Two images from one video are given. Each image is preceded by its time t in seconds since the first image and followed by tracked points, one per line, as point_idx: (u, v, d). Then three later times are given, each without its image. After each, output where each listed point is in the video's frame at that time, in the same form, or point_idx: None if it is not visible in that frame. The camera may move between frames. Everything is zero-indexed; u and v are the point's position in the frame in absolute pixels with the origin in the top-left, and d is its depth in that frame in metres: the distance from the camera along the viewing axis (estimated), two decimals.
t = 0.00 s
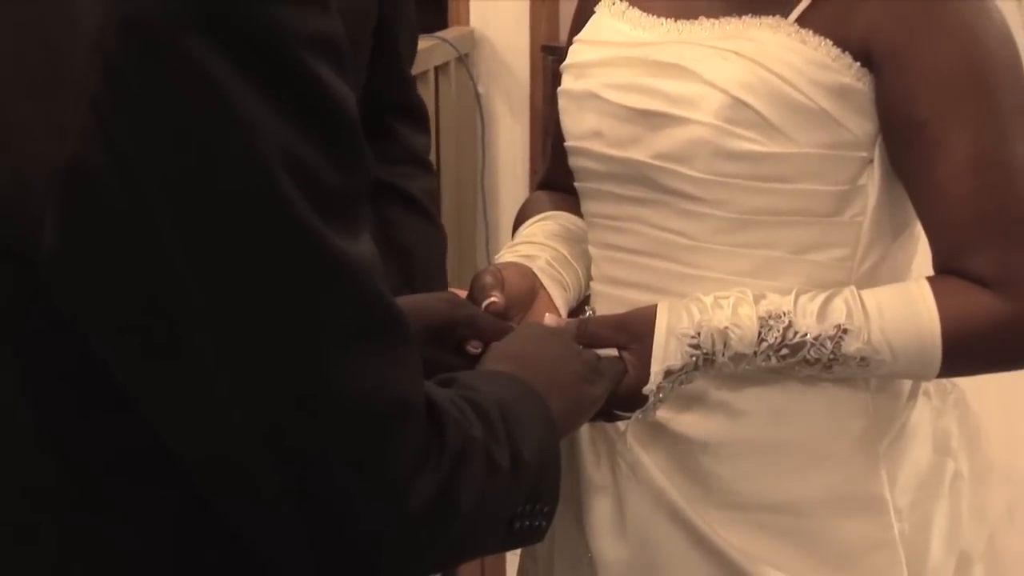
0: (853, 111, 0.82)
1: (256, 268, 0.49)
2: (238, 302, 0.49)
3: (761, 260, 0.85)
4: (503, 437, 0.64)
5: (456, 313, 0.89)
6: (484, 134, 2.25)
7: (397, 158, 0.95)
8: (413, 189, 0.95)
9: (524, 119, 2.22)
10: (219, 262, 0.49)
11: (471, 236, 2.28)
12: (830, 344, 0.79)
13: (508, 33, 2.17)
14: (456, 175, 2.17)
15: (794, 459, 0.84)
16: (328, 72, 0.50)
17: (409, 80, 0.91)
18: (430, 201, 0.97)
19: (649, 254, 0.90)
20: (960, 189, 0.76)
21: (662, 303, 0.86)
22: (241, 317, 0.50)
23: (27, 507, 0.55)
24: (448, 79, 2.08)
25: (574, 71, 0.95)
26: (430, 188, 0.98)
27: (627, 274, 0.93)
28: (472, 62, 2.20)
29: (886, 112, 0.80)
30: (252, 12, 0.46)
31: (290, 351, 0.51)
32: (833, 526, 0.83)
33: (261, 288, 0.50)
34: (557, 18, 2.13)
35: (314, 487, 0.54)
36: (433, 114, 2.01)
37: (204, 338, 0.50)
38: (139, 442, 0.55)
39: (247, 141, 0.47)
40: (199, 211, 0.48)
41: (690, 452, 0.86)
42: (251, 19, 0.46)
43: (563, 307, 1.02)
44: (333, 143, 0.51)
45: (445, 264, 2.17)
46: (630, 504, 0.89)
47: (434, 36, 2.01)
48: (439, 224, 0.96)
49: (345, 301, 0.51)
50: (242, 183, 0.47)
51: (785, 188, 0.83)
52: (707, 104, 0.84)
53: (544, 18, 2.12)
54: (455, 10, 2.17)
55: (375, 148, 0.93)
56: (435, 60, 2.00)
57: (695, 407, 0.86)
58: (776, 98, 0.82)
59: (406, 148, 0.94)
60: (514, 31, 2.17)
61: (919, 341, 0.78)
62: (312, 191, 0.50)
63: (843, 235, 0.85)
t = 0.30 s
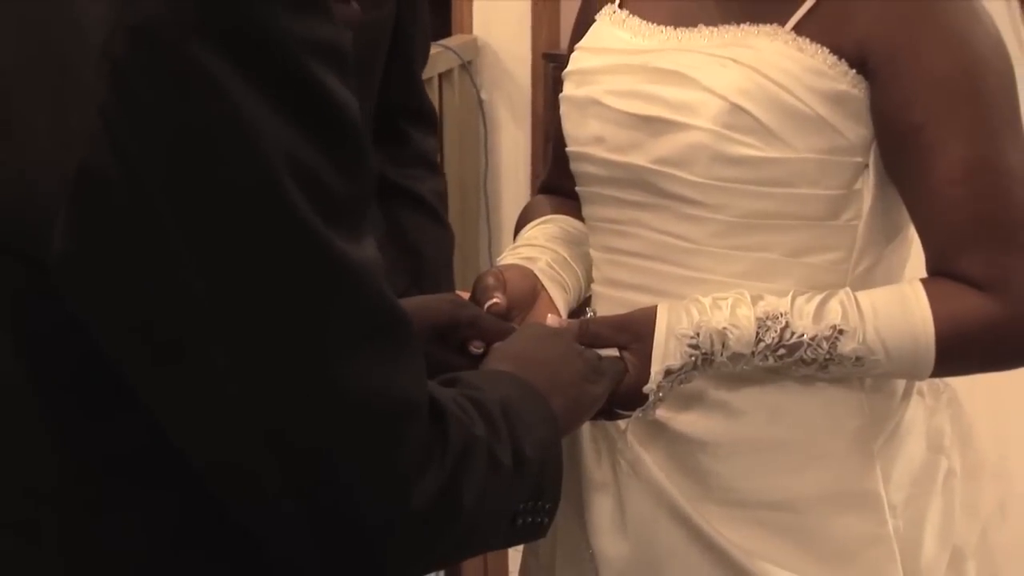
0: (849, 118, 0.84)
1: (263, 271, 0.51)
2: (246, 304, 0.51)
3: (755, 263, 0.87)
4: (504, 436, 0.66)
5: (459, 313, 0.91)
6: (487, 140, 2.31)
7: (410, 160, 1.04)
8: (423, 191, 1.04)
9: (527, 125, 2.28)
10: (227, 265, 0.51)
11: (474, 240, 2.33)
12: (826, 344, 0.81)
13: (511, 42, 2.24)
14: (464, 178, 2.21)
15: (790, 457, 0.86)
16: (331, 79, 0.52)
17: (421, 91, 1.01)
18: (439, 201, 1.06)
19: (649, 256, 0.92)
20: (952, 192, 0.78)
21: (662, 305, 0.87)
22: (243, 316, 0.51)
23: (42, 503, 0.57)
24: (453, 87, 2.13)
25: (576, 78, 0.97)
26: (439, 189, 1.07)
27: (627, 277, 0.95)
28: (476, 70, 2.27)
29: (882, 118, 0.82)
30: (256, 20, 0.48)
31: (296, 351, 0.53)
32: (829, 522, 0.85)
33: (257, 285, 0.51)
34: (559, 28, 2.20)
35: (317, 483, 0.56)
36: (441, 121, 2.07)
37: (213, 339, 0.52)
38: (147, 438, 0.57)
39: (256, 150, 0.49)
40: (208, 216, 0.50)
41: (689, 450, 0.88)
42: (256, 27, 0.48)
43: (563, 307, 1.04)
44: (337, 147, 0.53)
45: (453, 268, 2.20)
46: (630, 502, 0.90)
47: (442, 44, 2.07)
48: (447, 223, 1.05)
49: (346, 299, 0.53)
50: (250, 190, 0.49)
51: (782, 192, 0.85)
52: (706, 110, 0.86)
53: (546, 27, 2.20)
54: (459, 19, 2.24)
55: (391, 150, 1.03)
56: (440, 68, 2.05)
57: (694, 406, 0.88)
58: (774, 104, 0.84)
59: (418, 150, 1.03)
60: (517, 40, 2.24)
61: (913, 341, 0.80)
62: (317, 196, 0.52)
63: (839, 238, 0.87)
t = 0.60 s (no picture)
0: (844, 128, 0.85)
1: (272, 275, 0.53)
2: (256, 307, 0.53)
3: (753, 270, 0.89)
4: (507, 439, 0.68)
5: (462, 318, 0.93)
6: (492, 148, 2.44)
7: (421, 163, 1.12)
8: (432, 192, 1.11)
9: (529, 135, 2.42)
10: (238, 270, 0.53)
11: (480, 246, 2.47)
12: (821, 350, 0.83)
13: (515, 54, 2.38)
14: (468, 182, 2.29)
15: (786, 460, 0.87)
16: (339, 90, 0.54)
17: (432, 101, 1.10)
18: (444, 202, 1.13)
19: (648, 263, 0.94)
20: (944, 202, 0.80)
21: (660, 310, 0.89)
22: (253, 318, 0.54)
23: (50, 500, 0.58)
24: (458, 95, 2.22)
25: (578, 89, 1.00)
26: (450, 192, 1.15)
27: (627, 283, 0.97)
28: (481, 81, 2.41)
29: (876, 129, 0.84)
30: (263, 31, 0.50)
31: (303, 352, 0.55)
32: (825, 523, 0.87)
33: (267, 288, 0.53)
34: (560, 39, 2.34)
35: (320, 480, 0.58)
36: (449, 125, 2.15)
37: (223, 342, 0.54)
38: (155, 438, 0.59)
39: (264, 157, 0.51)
40: (219, 223, 0.52)
41: (688, 453, 0.90)
42: (264, 38, 0.50)
43: (564, 312, 1.06)
44: (344, 157, 0.55)
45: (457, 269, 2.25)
46: (630, 503, 0.92)
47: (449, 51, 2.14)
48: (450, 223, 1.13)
49: (350, 301, 0.55)
50: (260, 196, 0.51)
51: (778, 201, 0.87)
52: (705, 120, 0.88)
53: (549, 39, 2.33)
54: (465, 31, 2.36)
55: (403, 153, 1.11)
56: (447, 76, 2.13)
57: (692, 410, 0.90)
58: (771, 115, 0.86)
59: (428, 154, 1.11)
60: (521, 53, 2.38)
61: (906, 347, 0.82)
62: (324, 203, 0.54)
63: (835, 246, 0.89)
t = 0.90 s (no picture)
0: (844, 135, 0.87)
1: (284, 279, 0.55)
2: (269, 310, 0.55)
3: (756, 274, 0.91)
4: (514, 440, 0.71)
5: (469, 320, 0.95)
6: (498, 155, 2.49)
7: (430, 168, 1.14)
8: (438, 197, 1.14)
9: (535, 142, 2.47)
10: (252, 274, 0.54)
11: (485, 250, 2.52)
12: (821, 353, 0.85)
13: (521, 63, 2.43)
14: (476, 189, 2.35)
15: (787, 461, 0.89)
16: (350, 97, 0.56)
17: (441, 108, 1.12)
18: (450, 206, 1.16)
19: (653, 268, 0.96)
20: (942, 208, 0.82)
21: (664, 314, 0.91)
22: (265, 320, 0.55)
23: (61, 492, 0.61)
24: (465, 103, 2.26)
25: (584, 96, 1.02)
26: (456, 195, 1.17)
27: (632, 287, 0.99)
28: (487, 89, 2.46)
29: (876, 137, 0.86)
30: (279, 41, 0.52)
31: (314, 354, 0.57)
32: (825, 522, 0.89)
33: (278, 291, 0.55)
34: (566, 48, 2.39)
35: (333, 479, 0.59)
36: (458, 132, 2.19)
37: (237, 343, 0.55)
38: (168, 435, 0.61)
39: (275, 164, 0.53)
40: (233, 228, 0.53)
41: (691, 453, 0.92)
42: (282, 49, 0.52)
43: (570, 315, 1.08)
44: (355, 164, 0.57)
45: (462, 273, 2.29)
46: (634, 501, 0.94)
47: (457, 61, 2.19)
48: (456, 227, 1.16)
49: (362, 307, 0.57)
50: (272, 202, 0.53)
51: (780, 207, 0.89)
52: (708, 128, 0.90)
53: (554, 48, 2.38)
54: (471, 39, 2.40)
55: (412, 158, 1.13)
56: (455, 84, 2.16)
57: (695, 411, 0.92)
58: (772, 123, 0.88)
59: (436, 160, 1.14)
60: (526, 62, 2.43)
61: (905, 350, 0.84)
62: (335, 209, 0.56)
63: (835, 251, 0.91)
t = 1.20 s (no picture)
0: (847, 152, 0.89)
1: (302, 292, 0.57)
2: (287, 321, 0.58)
3: (761, 288, 0.93)
4: (524, 450, 0.73)
5: (482, 332, 0.97)
6: (507, 171, 2.53)
7: (444, 187, 1.17)
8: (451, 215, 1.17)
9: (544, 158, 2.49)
10: (271, 287, 0.57)
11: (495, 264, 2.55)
12: (825, 365, 0.87)
13: (531, 82, 2.46)
14: (485, 203, 2.38)
15: (791, 471, 0.91)
16: (366, 116, 0.58)
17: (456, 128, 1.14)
18: (463, 224, 1.18)
19: (660, 282, 0.99)
20: (944, 225, 0.84)
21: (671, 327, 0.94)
22: (284, 331, 0.58)
23: (83, 496, 0.63)
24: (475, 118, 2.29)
25: (593, 114, 1.04)
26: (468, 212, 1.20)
27: (640, 300, 1.01)
28: (498, 106, 2.49)
29: (878, 155, 0.88)
30: (298, 64, 0.54)
31: (330, 364, 0.59)
32: (829, 530, 0.91)
33: (296, 304, 0.57)
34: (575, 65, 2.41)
35: (346, 481, 0.62)
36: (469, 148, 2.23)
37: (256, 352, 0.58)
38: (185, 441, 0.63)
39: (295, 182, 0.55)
40: (254, 243, 0.56)
41: (696, 462, 0.94)
42: (303, 72, 0.54)
43: (579, 328, 1.10)
44: (370, 180, 0.59)
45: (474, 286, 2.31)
46: (642, 510, 0.96)
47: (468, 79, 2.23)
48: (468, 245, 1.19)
49: (377, 319, 0.59)
50: (291, 219, 0.55)
51: (784, 222, 0.91)
52: (715, 146, 0.92)
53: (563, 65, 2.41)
54: (482, 57, 2.44)
55: (426, 177, 1.16)
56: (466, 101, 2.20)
57: (701, 422, 0.94)
58: (777, 141, 0.90)
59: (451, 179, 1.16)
60: (536, 80, 2.47)
61: (906, 363, 0.86)
62: (351, 224, 0.58)
63: (839, 266, 0.93)
